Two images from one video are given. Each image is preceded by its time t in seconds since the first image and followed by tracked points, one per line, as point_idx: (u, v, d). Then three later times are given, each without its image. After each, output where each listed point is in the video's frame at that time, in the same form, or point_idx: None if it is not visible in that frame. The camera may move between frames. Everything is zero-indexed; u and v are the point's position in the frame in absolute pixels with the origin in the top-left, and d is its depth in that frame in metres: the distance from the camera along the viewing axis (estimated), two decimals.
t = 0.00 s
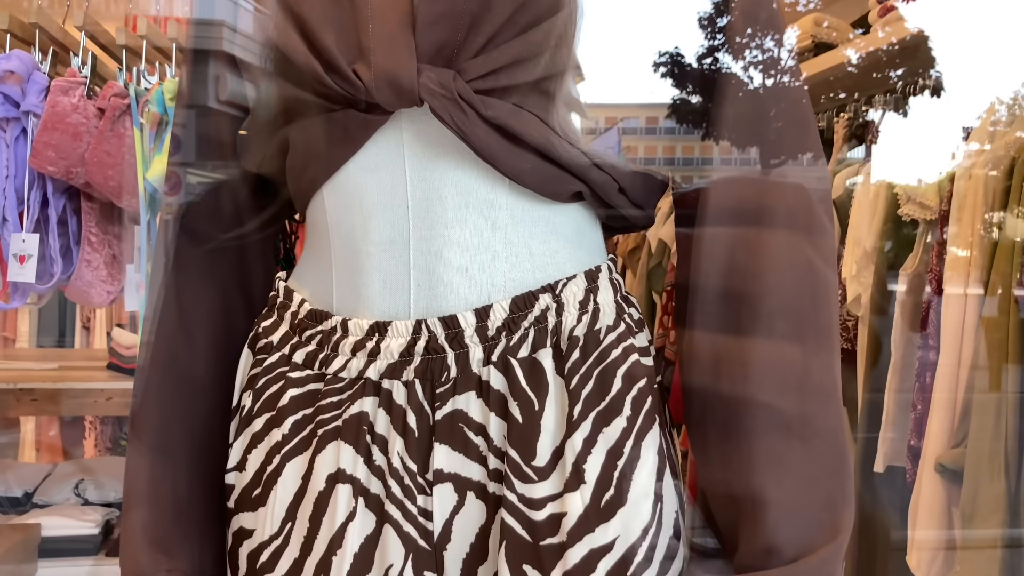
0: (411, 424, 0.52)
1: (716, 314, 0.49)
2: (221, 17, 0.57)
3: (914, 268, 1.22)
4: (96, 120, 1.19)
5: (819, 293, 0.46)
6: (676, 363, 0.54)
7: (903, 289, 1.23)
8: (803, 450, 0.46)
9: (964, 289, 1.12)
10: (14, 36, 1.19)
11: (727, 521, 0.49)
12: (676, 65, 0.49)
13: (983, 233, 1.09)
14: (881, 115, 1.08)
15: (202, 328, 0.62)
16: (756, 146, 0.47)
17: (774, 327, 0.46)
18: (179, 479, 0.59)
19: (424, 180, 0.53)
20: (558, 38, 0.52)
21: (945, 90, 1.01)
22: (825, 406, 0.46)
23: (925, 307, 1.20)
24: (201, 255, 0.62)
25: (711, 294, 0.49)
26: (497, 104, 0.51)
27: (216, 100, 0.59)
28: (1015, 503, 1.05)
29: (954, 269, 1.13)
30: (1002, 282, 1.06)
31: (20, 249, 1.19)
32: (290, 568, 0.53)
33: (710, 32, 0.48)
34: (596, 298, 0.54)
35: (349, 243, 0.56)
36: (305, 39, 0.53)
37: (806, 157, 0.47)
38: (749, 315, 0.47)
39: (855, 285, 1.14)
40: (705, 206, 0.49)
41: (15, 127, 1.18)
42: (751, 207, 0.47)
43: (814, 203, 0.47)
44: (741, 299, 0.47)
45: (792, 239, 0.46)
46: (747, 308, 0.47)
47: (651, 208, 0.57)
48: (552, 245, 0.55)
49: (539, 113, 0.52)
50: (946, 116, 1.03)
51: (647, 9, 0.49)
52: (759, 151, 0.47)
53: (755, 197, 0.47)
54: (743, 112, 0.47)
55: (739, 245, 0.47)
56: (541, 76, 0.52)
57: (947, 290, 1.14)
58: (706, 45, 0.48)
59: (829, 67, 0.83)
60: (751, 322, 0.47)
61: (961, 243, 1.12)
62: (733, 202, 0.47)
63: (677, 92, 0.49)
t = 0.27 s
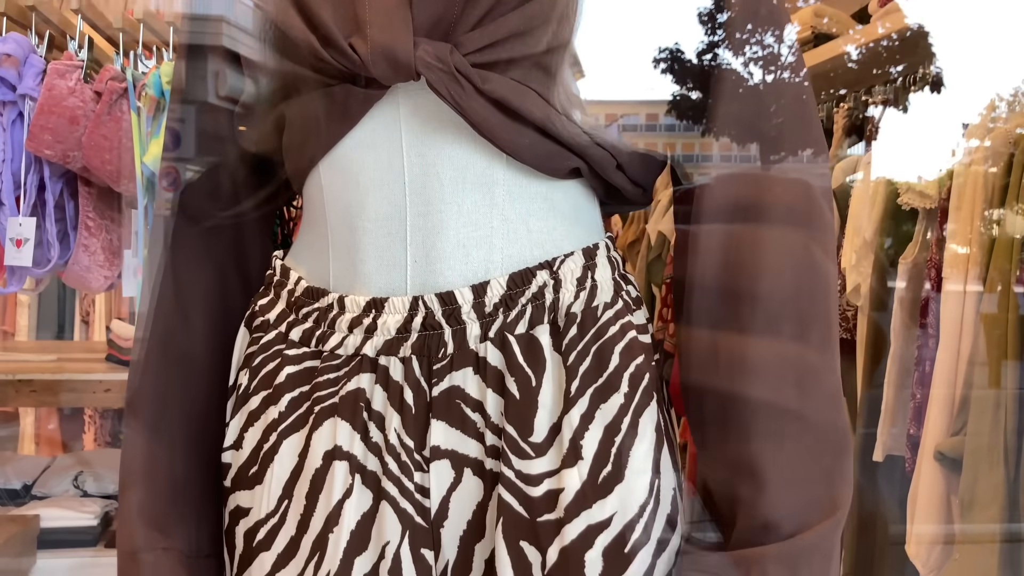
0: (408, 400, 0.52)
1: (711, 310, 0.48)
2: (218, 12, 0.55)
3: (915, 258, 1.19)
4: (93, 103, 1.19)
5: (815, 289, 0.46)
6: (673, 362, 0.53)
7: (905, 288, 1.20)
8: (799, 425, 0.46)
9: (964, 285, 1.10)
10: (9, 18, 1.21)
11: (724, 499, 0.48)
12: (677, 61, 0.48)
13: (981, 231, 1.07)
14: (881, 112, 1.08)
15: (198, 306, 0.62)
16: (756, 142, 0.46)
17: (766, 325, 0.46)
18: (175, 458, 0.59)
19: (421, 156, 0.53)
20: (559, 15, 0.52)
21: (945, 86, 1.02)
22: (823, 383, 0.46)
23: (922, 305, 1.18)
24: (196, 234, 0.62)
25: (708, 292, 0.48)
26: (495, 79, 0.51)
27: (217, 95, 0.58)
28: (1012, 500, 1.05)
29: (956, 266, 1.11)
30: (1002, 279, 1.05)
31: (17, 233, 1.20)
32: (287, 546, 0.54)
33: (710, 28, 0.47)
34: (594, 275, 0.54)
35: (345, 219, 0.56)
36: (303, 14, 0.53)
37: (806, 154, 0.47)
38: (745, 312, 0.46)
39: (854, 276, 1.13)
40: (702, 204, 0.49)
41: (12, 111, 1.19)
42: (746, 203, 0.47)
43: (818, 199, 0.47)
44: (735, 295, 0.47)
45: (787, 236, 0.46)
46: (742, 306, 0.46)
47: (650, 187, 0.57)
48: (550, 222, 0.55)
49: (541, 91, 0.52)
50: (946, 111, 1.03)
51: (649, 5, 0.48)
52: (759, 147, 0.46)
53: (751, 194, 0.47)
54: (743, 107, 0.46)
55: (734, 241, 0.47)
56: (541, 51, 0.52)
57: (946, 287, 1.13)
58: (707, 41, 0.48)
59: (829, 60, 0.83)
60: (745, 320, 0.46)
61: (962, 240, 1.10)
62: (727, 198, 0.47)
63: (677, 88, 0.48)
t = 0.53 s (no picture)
0: (404, 370, 0.52)
1: (707, 302, 0.49)
2: (216, 3, 0.57)
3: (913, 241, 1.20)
4: (88, 81, 1.22)
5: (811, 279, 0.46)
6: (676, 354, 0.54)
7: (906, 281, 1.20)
8: (796, 394, 0.46)
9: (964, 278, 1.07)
10: None
11: (722, 468, 0.49)
12: (677, 53, 0.50)
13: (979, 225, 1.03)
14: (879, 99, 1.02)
15: (194, 279, 0.62)
16: (756, 134, 0.47)
17: (762, 317, 0.46)
18: (171, 432, 0.59)
19: (417, 124, 0.53)
20: None
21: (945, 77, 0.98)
22: (822, 353, 0.47)
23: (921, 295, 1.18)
24: (192, 207, 0.62)
25: (704, 285, 0.49)
26: (493, 46, 0.51)
27: (218, 87, 0.60)
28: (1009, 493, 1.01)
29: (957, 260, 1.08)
30: (1003, 271, 0.99)
31: (13, 212, 1.23)
32: (284, 517, 0.54)
33: (710, 19, 0.48)
34: (591, 246, 0.54)
35: (342, 189, 0.56)
36: None
37: (805, 146, 0.47)
38: (743, 303, 0.47)
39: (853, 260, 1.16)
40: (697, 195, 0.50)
41: (9, 89, 1.22)
42: (741, 196, 0.48)
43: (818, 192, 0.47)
44: (731, 287, 0.48)
45: (783, 229, 0.46)
46: (736, 297, 0.47)
47: (648, 158, 0.57)
48: (547, 192, 0.54)
49: (540, 63, 0.52)
50: (946, 102, 0.98)
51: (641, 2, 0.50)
52: (759, 141, 0.47)
53: (745, 187, 0.47)
54: (741, 100, 0.47)
55: (727, 232, 0.48)
56: (539, 21, 0.52)
57: (944, 281, 1.12)
58: (706, 32, 0.49)
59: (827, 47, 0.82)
60: (739, 312, 0.47)
61: (961, 234, 1.07)
62: (722, 190, 0.48)
63: (677, 79, 0.50)
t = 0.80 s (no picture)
0: (400, 340, 0.51)
1: (702, 291, 0.49)
2: None
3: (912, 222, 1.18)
4: (83, 59, 1.25)
5: (808, 267, 0.46)
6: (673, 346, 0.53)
7: (905, 270, 1.20)
8: (794, 365, 0.46)
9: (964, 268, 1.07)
10: None
11: (717, 438, 0.49)
12: (676, 41, 0.48)
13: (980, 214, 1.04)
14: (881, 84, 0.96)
15: (190, 254, 0.62)
16: (755, 122, 0.46)
17: (762, 306, 0.46)
18: (167, 405, 0.59)
19: (412, 94, 0.53)
20: None
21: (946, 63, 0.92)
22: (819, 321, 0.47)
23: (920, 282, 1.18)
24: (187, 181, 0.62)
25: (700, 276, 0.49)
26: (489, 14, 0.51)
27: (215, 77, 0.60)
28: (1006, 475, 0.99)
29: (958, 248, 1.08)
30: (1002, 261, 0.99)
31: (9, 190, 1.24)
32: (280, 489, 0.54)
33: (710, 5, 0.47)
34: (587, 217, 0.53)
35: (337, 161, 0.56)
36: None
37: (805, 134, 0.47)
38: (740, 295, 0.47)
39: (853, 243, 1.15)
40: (693, 185, 0.50)
41: (3, 67, 1.23)
42: (736, 185, 0.47)
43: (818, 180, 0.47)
44: (726, 277, 0.47)
45: (780, 217, 0.46)
46: (734, 288, 0.47)
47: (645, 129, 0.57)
48: (544, 162, 0.54)
49: (539, 31, 0.51)
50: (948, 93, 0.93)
51: None
52: (759, 129, 0.46)
53: (742, 177, 0.47)
54: (744, 92, 0.46)
55: (722, 220, 0.48)
56: None
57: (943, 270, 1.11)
58: (706, 20, 0.47)
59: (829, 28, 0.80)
60: (737, 302, 0.47)
61: (962, 223, 1.08)
62: (716, 181, 0.48)
63: (677, 67, 0.48)
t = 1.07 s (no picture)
0: (400, 315, 0.52)
1: (702, 282, 0.50)
2: None
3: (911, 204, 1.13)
4: (81, 40, 1.24)
5: (804, 260, 0.46)
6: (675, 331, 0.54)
7: (904, 257, 1.15)
8: (792, 335, 0.46)
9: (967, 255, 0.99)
10: None
11: (716, 411, 0.50)
12: (675, 27, 0.51)
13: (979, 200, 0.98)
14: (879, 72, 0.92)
15: (190, 231, 0.62)
16: (756, 111, 0.47)
17: (756, 297, 0.47)
18: (167, 381, 0.59)
19: (410, 68, 0.53)
20: None
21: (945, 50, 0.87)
22: (818, 290, 0.47)
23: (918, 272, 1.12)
24: (186, 160, 0.62)
25: (698, 266, 0.50)
26: None
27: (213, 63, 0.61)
28: (1006, 457, 0.96)
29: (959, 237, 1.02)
30: (1001, 246, 0.93)
31: (6, 170, 1.25)
32: (281, 464, 0.54)
33: None
34: (586, 191, 0.53)
35: (335, 136, 0.56)
36: None
37: (805, 121, 0.47)
38: (734, 286, 0.48)
39: (851, 227, 1.14)
40: (689, 173, 0.51)
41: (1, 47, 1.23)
42: (730, 177, 0.48)
43: (812, 171, 0.47)
44: (723, 267, 0.48)
45: (773, 209, 0.47)
46: (728, 278, 0.48)
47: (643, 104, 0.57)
48: (542, 136, 0.54)
49: (538, 6, 0.52)
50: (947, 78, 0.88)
51: None
52: (758, 120, 0.47)
53: (734, 167, 0.48)
54: (739, 78, 0.48)
55: (717, 210, 0.49)
56: None
57: (940, 257, 1.06)
58: (705, 6, 0.49)
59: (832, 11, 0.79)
60: (732, 292, 0.48)
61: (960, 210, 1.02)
62: (712, 171, 0.49)
63: (677, 53, 0.51)
